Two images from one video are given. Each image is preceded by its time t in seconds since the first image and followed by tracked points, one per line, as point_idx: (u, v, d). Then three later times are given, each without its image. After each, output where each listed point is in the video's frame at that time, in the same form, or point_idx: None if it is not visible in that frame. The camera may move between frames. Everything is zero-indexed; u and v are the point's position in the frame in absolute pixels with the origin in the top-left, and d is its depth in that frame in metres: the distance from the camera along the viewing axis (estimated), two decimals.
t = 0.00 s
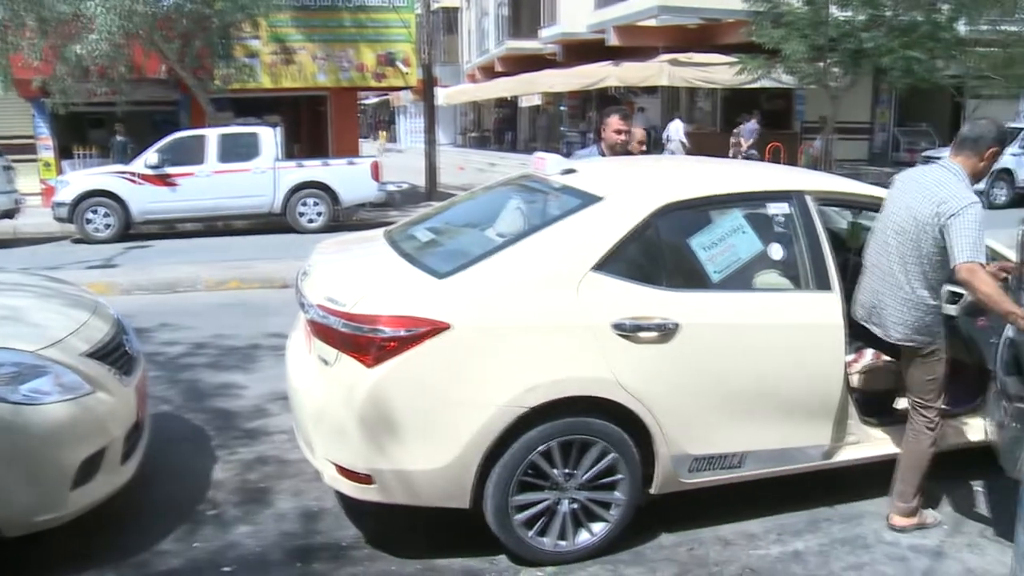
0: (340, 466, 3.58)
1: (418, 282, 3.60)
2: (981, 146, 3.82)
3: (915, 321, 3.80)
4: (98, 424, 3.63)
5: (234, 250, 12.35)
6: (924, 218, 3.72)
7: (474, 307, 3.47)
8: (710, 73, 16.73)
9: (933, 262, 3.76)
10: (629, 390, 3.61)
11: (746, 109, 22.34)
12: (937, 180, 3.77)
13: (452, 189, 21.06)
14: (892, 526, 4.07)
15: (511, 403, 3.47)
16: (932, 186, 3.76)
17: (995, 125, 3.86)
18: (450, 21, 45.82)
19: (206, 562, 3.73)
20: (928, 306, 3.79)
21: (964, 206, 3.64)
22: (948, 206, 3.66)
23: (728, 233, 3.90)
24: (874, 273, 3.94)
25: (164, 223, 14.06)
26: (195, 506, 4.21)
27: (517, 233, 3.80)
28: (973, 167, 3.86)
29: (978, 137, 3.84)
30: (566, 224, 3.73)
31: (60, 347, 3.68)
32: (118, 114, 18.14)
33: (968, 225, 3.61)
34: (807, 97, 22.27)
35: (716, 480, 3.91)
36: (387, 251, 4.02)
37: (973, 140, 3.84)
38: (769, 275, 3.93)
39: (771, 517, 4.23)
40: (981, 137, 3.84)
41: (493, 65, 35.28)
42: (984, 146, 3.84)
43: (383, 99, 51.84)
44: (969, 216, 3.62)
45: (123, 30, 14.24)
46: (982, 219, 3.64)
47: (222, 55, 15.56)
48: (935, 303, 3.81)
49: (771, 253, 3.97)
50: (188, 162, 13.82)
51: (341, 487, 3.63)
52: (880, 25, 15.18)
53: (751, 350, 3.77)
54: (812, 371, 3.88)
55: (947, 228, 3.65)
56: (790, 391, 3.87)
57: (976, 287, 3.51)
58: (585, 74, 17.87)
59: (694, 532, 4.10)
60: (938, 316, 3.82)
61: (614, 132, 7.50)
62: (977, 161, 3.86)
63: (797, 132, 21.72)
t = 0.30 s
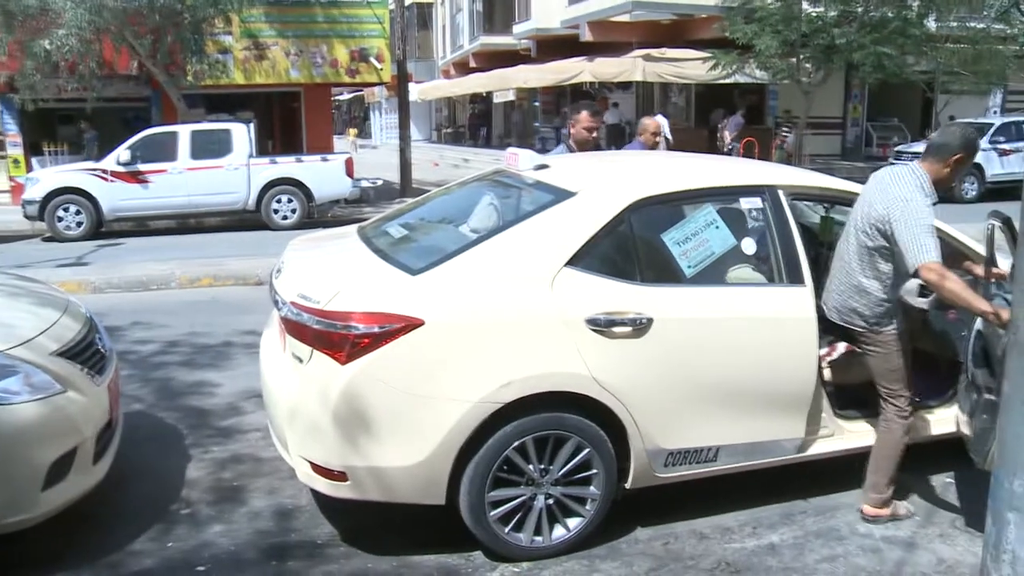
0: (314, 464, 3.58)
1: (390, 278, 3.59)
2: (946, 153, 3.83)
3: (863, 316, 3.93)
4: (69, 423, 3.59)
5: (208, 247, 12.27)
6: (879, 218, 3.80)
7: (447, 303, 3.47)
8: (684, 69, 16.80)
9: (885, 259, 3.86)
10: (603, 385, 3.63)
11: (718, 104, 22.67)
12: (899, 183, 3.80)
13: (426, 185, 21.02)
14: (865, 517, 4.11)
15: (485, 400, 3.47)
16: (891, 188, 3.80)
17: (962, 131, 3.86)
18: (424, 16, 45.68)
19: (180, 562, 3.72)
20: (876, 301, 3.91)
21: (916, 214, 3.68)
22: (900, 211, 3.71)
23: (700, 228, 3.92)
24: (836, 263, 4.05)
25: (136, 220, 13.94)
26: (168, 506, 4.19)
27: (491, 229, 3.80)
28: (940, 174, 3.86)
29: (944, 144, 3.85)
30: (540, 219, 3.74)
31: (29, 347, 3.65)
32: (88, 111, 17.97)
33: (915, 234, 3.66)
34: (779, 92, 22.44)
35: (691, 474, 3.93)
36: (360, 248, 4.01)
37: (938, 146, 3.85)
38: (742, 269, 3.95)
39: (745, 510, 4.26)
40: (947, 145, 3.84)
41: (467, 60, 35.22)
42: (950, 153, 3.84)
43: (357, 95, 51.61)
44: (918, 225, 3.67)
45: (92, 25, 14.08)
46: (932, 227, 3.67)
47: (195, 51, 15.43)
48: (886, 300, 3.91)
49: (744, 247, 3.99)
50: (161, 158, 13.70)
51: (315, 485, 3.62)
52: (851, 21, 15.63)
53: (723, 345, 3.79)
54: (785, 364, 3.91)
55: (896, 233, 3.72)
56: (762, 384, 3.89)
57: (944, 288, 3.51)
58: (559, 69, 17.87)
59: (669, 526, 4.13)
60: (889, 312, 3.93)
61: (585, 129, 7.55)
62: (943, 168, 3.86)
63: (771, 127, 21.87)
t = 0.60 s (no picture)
0: (304, 464, 3.58)
1: (379, 277, 3.59)
2: (912, 182, 3.93)
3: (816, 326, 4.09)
4: (57, 424, 3.58)
5: (197, 247, 12.23)
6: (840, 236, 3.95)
7: (436, 302, 3.47)
8: (672, 67, 16.83)
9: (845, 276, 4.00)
10: (593, 383, 3.63)
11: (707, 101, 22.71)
12: (869, 207, 3.95)
13: (416, 184, 20.99)
14: (845, 505, 4.21)
15: (475, 399, 3.47)
16: (860, 211, 3.95)
17: (923, 162, 3.98)
18: (413, 15, 45.62)
19: (171, 563, 3.71)
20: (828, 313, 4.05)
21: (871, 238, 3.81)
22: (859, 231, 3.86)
23: (690, 225, 3.92)
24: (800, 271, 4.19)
25: (124, 220, 13.89)
26: (158, 507, 4.18)
27: (480, 228, 3.80)
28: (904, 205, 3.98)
29: (913, 175, 3.95)
30: (529, 217, 3.75)
31: (17, 348, 3.63)
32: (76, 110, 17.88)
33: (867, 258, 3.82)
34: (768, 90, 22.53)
35: (681, 472, 3.94)
36: (349, 248, 4.00)
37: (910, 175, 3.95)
38: (731, 267, 3.96)
39: (735, 508, 4.28)
40: (917, 177, 3.94)
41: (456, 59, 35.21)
42: (917, 184, 3.94)
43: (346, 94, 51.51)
44: (872, 249, 3.81)
45: (80, 24, 14.03)
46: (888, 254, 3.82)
47: (183, 50, 15.35)
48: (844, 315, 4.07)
49: (733, 245, 4.00)
50: (149, 158, 13.64)
51: (305, 485, 3.62)
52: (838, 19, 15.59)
53: (713, 343, 3.80)
54: (775, 360, 3.92)
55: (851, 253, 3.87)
56: (751, 381, 3.90)
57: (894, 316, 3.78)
58: (548, 68, 17.85)
59: (660, 524, 4.14)
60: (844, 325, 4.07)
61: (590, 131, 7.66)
62: (908, 199, 3.98)
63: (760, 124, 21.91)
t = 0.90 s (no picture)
0: (298, 466, 3.57)
1: (371, 279, 3.60)
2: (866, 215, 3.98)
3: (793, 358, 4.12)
4: (50, 426, 3.57)
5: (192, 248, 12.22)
6: (805, 270, 4.02)
7: (430, 303, 3.47)
8: (666, 68, 16.84)
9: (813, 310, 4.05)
10: (587, 385, 3.63)
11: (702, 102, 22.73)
12: (827, 241, 4.05)
13: (410, 185, 20.98)
14: (840, 503, 4.21)
15: (469, 400, 3.47)
16: (821, 246, 4.04)
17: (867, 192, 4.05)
18: (407, 16, 45.61)
19: (165, 564, 3.70)
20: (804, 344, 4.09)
21: (841, 267, 3.93)
22: (828, 263, 3.95)
23: (684, 227, 3.93)
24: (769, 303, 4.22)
25: (118, 222, 13.87)
26: (152, 509, 4.17)
27: (474, 229, 3.81)
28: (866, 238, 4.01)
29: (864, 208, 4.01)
30: (523, 219, 3.75)
31: (11, 350, 3.62)
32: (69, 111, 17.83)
33: (839, 288, 3.93)
34: (762, 92, 22.60)
35: (675, 473, 3.95)
36: (343, 250, 3.99)
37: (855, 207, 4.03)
38: (724, 268, 3.97)
39: (728, 508, 4.29)
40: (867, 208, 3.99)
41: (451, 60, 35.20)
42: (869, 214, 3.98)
43: (341, 95, 51.47)
44: (841, 282, 3.92)
45: (74, 25, 14.01)
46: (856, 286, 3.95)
47: (177, 51, 15.33)
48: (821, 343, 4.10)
49: (727, 246, 4.00)
50: (144, 159, 13.62)
51: (299, 487, 3.61)
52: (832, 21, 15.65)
53: (707, 343, 3.81)
54: (769, 361, 3.93)
55: (822, 287, 3.96)
56: (745, 382, 3.91)
57: (876, 337, 3.98)
58: (543, 69, 17.87)
59: (655, 525, 4.15)
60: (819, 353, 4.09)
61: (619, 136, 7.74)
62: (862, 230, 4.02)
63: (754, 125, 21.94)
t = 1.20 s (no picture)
0: (295, 466, 3.58)
1: (368, 280, 3.60)
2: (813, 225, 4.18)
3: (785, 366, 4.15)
4: (47, 426, 3.57)
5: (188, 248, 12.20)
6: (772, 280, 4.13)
7: (427, 305, 3.47)
8: (664, 68, 16.86)
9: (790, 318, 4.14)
10: (583, 385, 3.64)
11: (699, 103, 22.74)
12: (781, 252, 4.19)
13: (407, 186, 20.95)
14: (837, 500, 4.22)
15: (466, 402, 3.48)
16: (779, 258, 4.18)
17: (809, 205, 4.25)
18: (404, 17, 45.60)
19: (162, 565, 3.70)
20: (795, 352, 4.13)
21: (802, 269, 4.06)
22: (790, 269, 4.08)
23: (681, 228, 3.93)
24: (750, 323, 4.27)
25: (115, 222, 13.85)
26: (149, 509, 4.17)
27: (471, 230, 3.81)
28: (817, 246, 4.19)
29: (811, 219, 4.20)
30: (520, 220, 3.76)
31: (8, 350, 3.62)
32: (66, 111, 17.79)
33: (805, 290, 4.05)
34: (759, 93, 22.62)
35: (672, 473, 3.95)
36: (339, 251, 3.99)
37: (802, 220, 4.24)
38: (721, 269, 3.97)
39: (725, 509, 4.29)
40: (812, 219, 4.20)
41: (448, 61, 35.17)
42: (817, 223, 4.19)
43: (338, 95, 51.41)
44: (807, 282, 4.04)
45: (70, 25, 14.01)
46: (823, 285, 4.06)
47: (173, 52, 15.31)
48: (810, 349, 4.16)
49: (723, 247, 4.01)
50: (141, 159, 13.61)
51: (296, 488, 3.61)
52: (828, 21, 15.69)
53: (703, 344, 3.81)
54: (765, 362, 3.93)
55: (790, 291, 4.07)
56: (742, 383, 3.92)
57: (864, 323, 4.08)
58: (539, 70, 17.87)
59: (651, 525, 4.15)
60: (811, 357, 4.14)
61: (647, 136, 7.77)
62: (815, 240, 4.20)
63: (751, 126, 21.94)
